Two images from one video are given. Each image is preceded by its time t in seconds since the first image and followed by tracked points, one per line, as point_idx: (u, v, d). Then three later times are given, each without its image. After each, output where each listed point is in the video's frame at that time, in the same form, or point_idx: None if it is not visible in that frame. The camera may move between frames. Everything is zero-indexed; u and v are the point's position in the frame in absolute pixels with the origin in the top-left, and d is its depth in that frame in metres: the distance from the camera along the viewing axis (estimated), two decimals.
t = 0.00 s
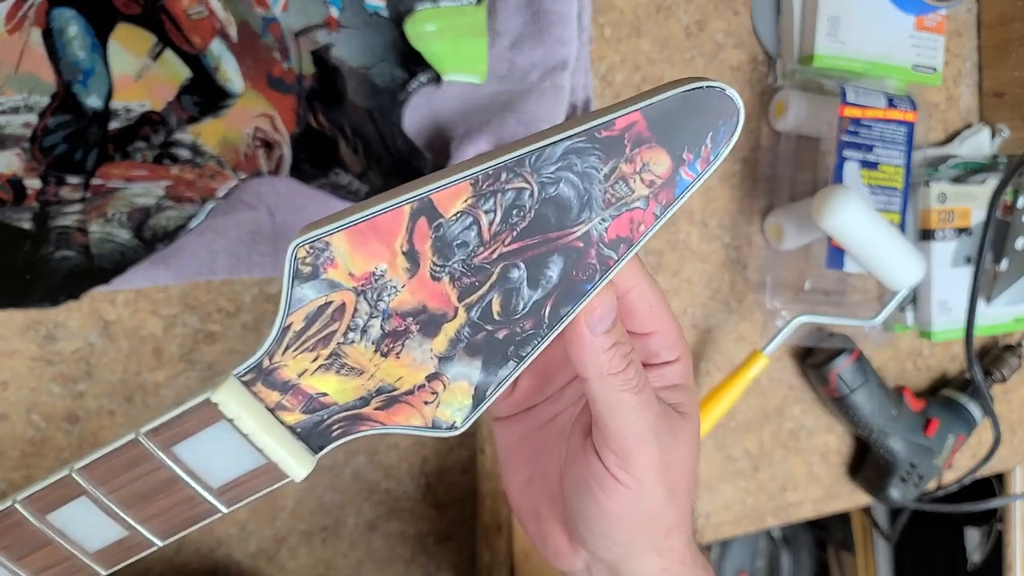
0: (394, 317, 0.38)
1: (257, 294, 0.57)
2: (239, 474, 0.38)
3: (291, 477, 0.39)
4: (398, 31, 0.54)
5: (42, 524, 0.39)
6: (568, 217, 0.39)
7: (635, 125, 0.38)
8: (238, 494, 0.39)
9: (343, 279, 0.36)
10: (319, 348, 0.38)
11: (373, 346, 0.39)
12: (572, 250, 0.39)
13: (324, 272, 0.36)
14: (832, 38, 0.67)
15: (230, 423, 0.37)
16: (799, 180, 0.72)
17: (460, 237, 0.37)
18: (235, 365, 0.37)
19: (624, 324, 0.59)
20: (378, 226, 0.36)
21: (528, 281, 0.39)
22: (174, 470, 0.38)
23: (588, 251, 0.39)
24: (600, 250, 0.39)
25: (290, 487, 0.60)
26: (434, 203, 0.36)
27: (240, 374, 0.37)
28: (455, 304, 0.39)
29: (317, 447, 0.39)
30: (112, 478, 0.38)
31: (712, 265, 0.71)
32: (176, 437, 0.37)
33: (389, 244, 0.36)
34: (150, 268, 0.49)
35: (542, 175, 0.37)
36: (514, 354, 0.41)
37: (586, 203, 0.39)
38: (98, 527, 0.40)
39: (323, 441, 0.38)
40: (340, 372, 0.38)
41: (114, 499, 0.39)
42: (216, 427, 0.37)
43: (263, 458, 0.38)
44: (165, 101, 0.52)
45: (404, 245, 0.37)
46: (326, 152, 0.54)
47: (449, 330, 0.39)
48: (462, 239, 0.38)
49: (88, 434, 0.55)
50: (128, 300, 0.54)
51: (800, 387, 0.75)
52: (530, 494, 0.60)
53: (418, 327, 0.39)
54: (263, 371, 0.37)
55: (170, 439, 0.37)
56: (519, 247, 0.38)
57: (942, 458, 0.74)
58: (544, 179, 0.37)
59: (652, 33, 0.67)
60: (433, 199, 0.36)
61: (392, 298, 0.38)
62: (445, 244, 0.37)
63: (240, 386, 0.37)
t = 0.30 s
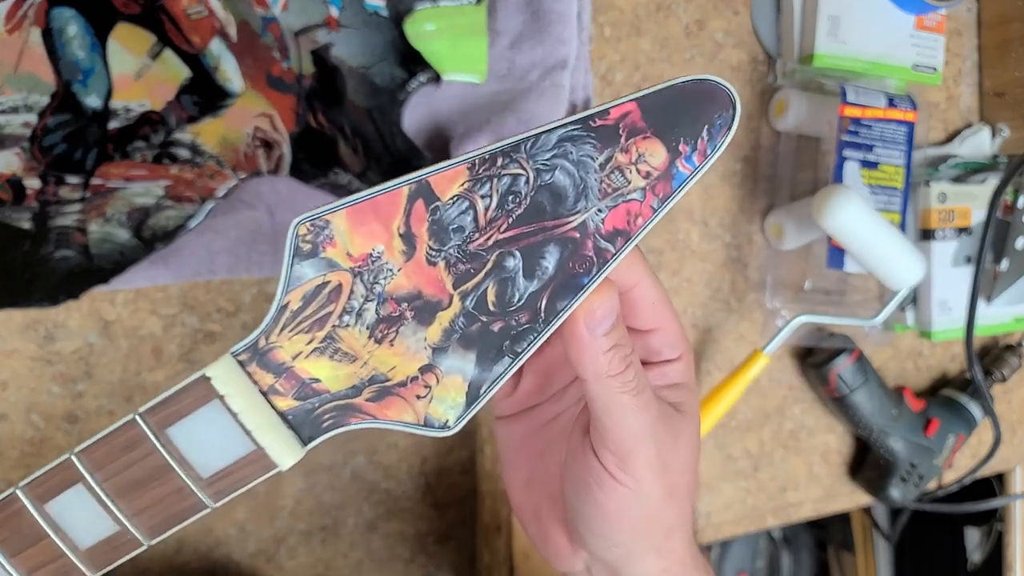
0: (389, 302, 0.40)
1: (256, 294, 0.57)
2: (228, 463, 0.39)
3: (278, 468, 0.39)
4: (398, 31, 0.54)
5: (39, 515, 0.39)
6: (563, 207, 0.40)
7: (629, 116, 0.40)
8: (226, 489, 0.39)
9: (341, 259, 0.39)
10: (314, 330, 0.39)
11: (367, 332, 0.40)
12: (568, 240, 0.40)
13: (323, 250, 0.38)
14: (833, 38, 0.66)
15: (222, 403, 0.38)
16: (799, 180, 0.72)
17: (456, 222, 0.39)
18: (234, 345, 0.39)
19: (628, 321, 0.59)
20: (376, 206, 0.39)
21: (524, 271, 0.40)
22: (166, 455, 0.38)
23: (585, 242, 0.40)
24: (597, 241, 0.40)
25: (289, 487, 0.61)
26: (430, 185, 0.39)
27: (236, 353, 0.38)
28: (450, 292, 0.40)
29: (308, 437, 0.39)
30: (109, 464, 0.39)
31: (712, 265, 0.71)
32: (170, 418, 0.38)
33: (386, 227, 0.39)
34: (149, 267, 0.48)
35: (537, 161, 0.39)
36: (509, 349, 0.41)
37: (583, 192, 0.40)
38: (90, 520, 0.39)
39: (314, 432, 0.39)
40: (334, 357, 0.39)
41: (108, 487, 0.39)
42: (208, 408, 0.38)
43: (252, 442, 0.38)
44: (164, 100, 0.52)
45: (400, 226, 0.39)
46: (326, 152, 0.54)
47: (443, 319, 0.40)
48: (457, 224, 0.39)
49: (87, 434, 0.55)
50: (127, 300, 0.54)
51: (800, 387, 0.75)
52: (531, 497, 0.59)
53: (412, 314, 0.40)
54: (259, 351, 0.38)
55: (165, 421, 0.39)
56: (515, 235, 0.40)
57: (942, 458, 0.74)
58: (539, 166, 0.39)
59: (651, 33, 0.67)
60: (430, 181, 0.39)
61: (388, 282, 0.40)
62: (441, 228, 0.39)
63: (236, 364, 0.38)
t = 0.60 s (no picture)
0: (421, 306, 0.41)
1: (257, 294, 0.57)
2: (257, 450, 0.40)
3: (304, 455, 0.40)
4: (398, 31, 0.54)
5: (71, 499, 0.40)
6: (587, 230, 0.40)
7: (647, 155, 0.39)
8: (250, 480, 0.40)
9: (383, 263, 0.39)
10: (352, 327, 0.40)
11: (400, 334, 0.41)
12: (589, 263, 0.40)
13: (367, 254, 0.39)
14: (833, 37, 0.66)
15: (260, 390, 0.40)
16: (798, 180, 0.72)
17: (489, 238, 0.40)
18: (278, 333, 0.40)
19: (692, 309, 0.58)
20: (420, 217, 0.39)
21: (550, 286, 0.41)
22: (200, 441, 0.40)
23: (605, 266, 0.40)
24: (615, 266, 0.40)
25: (289, 487, 0.61)
26: (466, 203, 0.39)
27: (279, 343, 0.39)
28: (479, 302, 0.41)
29: (331, 432, 0.40)
30: (146, 449, 0.40)
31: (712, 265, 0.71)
32: (208, 404, 0.40)
33: (425, 236, 0.39)
34: (150, 266, 0.48)
35: (566, 189, 0.39)
36: (529, 361, 0.42)
37: (607, 219, 0.40)
38: (117, 508, 0.40)
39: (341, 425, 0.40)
40: (366, 355, 0.40)
41: (141, 473, 0.40)
42: (247, 394, 0.39)
43: (282, 427, 0.40)
44: (164, 100, 0.53)
45: (439, 238, 0.39)
46: (326, 152, 0.54)
47: (469, 327, 0.41)
48: (490, 240, 0.40)
49: (87, 434, 0.55)
50: (127, 300, 0.55)
51: (800, 386, 0.75)
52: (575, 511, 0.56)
53: (442, 318, 0.41)
54: (301, 343, 0.39)
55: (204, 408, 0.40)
56: (543, 254, 0.40)
57: (942, 458, 0.74)
58: (567, 193, 0.39)
59: (651, 33, 0.67)
60: (465, 199, 0.39)
61: (423, 287, 0.40)
62: (475, 241, 0.40)
63: (278, 355, 0.39)
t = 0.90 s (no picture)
0: (556, 384, 0.44)
1: (262, 295, 0.58)
2: (413, 462, 0.42)
3: (451, 472, 0.42)
4: (403, 37, 0.53)
5: (241, 468, 0.39)
6: (675, 355, 0.46)
7: (723, 316, 0.47)
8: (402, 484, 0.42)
9: (539, 348, 0.44)
10: (507, 388, 0.43)
11: (537, 399, 0.44)
12: (669, 378, 0.46)
13: (529, 341, 0.43)
14: (830, 42, 0.67)
15: (433, 420, 0.42)
16: (797, 183, 0.73)
17: (613, 347, 0.45)
18: (451, 381, 0.42)
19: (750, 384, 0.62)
20: (573, 321, 0.44)
21: (641, 387, 0.46)
22: (369, 444, 0.41)
23: (677, 383, 0.47)
24: (684, 386, 0.47)
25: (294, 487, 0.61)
26: (606, 318, 0.44)
27: (453, 390, 0.42)
28: (595, 389, 0.45)
29: (475, 455, 0.43)
30: (321, 439, 0.40)
31: (711, 267, 0.72)
32: (382, 420, 0.41)
33: (572, 334, 0.44)
34: (157, 269, 0.52)
35: (669, 324, 0.46)
36: (614, 436, 0.46)
37: (690, 352, 0.46)
38: (280, 480, 0.40)
39: (479, 457, 0.43)
40: (510, 410, 0.43)
41: (314, 457, 0.40)
42: (421, 423, 0.41)
43: (444, 451, 0.42)
44: (171, 104, 0.50)
45: (581, 339, 0.44)
46: (332, 157, 0.54)
47: (584, 404, 0.45)
48: (613, 348, 0.45)
49: (94, 435, 0.56)
50: (134, 302, 0.55)
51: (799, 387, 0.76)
52: (687, 534, 0.59)
53: (567, 396, 0.45)
54: (468, 390, 0.42)
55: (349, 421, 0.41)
56: (642, 364, 0.46)
57: (939, 458, 0.75)
58: (668, 327, 0.46)
59: (651, 38, 0.67)
60: (606, 315, 0.44)
61: (560, 370, 0.44)
62: (603, 348, 0.45)
63: (449, 400, 0.42)
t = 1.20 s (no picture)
0: (556, 392, 0.49)
1: (262, 295, 0.58)
2: (427, 440, 0.47)
3: (456, 453, 0.48)
4: (403, 38, 0.53)
5: (275, 422, 0.45)
6: (658, 383, 0.50)
7: (703, 356, 0.51)
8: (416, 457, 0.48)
9: (547, 358, 0.48)
10: (515, 389, 0.48)
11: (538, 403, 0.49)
12: (651, 403, 0.50)
13: (540, 350, 0.48)
14: (830, 43, 0.67)
15: (450, 405, 0.47)
16: (797, 184, 0.73)
17: (607, 369, 0.49)
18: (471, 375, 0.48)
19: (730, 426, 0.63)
20: (580, 339, 0.49)
21: (626, 407, 0.50)
22: (391, 418, 0.46)
23: (656, 409, 0.51)
24: (663, 412, 0.51)
25: (294, 487, 0.62)
26: (606, 342, 0.49)
27: (470, 382, 0.48)
28: (587, 402, 0.49)
29: (478, 441, 0.48)
30: (348, 408, 0.46)
31: (711, 267, 0.72)
32: (409, 399, 0.47)
33: (576, 351, 0.49)
34: (159, 270, 0.52)
35: (659, 353, 0.50)
36: (598, 445, 0.50)
37: (672, 382, 0.51)
38: (306, 439, 0.46)
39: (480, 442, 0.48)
40: (514, 408, 0.48)
41: (339, 423, 0.46)
42: (439, 407, 0.47)
43: (454, 435, 0.47)
44: (172, 105, 0.50)
45: (583, 356, 0.49)
46: (332, 157, 0.54)
47: (576, 414, 0.49)
48: (607, 370, 0.50)
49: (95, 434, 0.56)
50: (135, 303, 0.55)
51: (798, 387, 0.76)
52: (675, 563, 0.58)
53: (563, 404, 0.49)
54: (483, 386, 0.48)
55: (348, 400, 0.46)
56: (630, 387, 0.50)
57: (939, 458, 0.75)
58: (658, 356, 0.50)
59: (651, 39, 0.68)
60: (607, 339, 0.49)
61: (561, 381, 0.49)
62: (598, 368, 0.49)
63: (464, 390, 0.47)
